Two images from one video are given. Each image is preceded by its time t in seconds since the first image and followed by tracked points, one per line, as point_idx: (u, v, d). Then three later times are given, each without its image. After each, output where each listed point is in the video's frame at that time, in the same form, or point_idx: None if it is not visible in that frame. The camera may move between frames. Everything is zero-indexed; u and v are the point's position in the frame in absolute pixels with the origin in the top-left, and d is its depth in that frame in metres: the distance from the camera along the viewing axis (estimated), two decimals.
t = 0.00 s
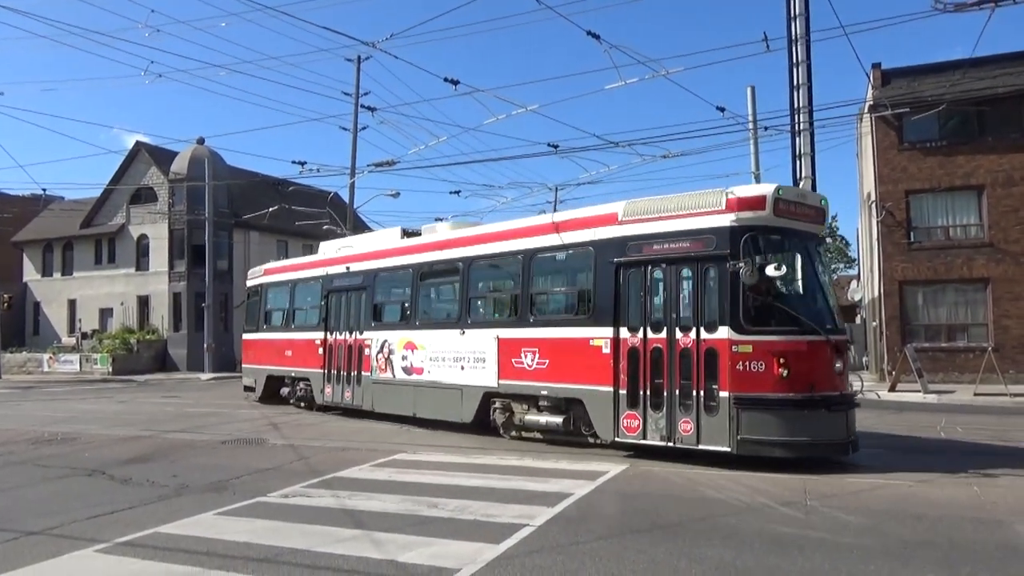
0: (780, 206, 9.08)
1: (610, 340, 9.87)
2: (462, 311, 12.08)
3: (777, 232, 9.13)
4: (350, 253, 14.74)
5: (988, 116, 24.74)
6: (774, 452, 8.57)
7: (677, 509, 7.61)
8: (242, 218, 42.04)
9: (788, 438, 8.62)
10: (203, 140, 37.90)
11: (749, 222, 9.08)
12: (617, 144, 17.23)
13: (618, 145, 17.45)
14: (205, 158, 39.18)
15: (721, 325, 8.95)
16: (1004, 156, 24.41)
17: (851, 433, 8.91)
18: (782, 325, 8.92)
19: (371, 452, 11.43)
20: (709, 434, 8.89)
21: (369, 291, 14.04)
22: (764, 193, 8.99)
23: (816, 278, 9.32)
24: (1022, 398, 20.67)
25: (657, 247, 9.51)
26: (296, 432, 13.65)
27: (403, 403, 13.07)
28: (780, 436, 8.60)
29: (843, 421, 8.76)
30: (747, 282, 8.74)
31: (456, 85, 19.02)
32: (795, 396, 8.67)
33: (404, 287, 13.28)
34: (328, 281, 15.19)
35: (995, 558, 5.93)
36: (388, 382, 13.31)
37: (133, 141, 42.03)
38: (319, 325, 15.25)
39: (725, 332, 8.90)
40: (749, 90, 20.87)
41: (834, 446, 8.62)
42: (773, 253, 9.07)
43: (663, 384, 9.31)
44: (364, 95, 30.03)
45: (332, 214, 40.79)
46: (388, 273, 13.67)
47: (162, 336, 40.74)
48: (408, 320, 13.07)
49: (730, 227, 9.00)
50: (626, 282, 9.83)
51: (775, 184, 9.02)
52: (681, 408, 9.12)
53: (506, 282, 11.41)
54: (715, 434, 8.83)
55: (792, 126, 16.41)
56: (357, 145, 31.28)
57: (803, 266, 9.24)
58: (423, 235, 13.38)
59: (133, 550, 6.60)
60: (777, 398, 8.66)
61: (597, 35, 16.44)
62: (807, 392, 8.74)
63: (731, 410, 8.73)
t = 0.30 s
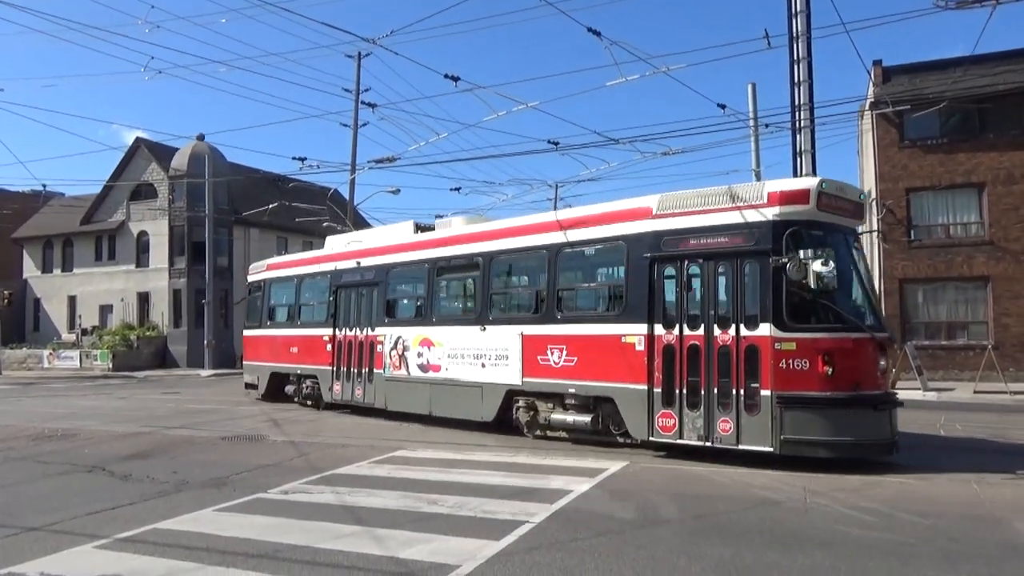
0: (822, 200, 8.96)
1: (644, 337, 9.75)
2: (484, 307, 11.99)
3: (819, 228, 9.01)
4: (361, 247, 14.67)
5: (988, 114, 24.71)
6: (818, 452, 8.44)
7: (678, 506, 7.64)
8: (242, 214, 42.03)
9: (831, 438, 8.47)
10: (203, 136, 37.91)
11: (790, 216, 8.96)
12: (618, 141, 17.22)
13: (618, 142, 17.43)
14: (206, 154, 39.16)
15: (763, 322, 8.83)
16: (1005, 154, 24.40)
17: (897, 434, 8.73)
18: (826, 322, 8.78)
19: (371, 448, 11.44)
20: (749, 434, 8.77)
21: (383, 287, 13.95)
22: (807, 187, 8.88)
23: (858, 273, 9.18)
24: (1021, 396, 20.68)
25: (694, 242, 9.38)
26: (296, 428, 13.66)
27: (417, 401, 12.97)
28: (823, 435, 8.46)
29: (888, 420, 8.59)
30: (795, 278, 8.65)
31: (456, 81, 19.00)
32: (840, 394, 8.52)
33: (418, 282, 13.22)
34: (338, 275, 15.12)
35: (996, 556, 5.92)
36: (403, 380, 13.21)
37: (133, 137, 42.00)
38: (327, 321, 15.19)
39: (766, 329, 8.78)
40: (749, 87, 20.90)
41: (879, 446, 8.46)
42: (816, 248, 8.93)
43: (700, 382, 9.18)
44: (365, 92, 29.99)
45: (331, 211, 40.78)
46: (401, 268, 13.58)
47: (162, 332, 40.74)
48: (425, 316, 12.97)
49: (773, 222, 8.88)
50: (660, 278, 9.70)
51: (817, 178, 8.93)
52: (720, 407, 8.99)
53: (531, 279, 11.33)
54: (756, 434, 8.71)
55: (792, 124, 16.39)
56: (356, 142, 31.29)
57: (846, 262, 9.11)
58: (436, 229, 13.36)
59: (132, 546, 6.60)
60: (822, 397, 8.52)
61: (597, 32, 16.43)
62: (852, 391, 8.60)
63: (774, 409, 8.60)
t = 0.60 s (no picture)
0: (867, 193, 8.81)
1: (679, 333, 9.55)
2: (506, 304, 11.78)
3: (860, 222, 8.87)
4: (371, 242, 14.41)
5: (989, 110, 24.69)
6: (865, 452, 8.26)
7: (679, 502, 7.64)
8: (242, 211, 42.01)
9: (878, 438, 8.30)
10: (203, 132, 37.90)
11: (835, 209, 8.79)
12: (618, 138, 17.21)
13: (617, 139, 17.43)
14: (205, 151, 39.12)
15: (806, 319, 8.65)
16: (1005, 150, 24.40)
17: (941, 433, 8.58)
18: (871, 318, 8.61)
19: (372, 445, 11.43)
20: (792, 433, 8.57)
21: (396, 282, 13.70)
22: (851, 179, 8.72)
23: (901, 270, 9.02)
24: (1021, 393, 20.71)
25: (731, 236, 9.18)
26: (296, 425, 13.65)
27: (433, 399, 12.80)
28: (869, 435, 8.29)
29: (934, 419, 8.44)
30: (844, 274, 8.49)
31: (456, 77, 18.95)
32: (887, 392, 8.34)
33: (432, 278, 13.02)
34: (347, 270, 14.88)
35: (997, 551, 5.93)
36: (419, 378, 13.01)
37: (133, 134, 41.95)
38: (335, 318, 14.96)
39: (810, 325, 8.60)
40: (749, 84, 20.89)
41: (925, 445, 8.30)
42: (860, 243, 8.78)
43: (739, 380, 8.97)
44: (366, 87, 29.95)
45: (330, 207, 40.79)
46: (416, 263, 13.36)
47: (162, 328, 40.71)
48: (444, 313, 12.76)
49: (816, 215, 8.72)
50: (695, 273, 9.50)
51: (862, 170, 8.78)
52: (761, 405, 8.79)
53: (556, 275, 11.13)
54: (799, 433, 8.52)
55: (792, 121, 16.41)
56: (356, 138, 31.27)
57: (890, 257, 8.95)
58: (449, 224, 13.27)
59: (133, 542, 6.60)
60: (869, 394, 8.33)
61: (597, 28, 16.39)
62: (899, 388, 8.42)
63: (820, 408, 8.42)
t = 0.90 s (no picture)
0: (915, 185, 8.59)
1: (717, 330, 9.36)
2: (529, 299, 11.54)
3: (905, 214, 8.61)
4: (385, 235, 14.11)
5: (991, 106, 24.63)
6: (913, 452, 8.11)
7: (678, 498, 7.64)
8: (243, 206, 41.99)
9: (926, 437, 8.13)
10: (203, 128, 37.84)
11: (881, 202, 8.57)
12: (619, 134, 17.19)
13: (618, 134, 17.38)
14: (206, 146, 39.10)
15: (853, 315, 8.45)
16: (1006, 147, 24.35)
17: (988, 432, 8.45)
18: (920, 314, 8.41)
19: (373, 441, 11.43)
20: (838, 432, 8.38)
21: (411, 277, 13.43)
22: (900, 171, 8.48)
23: (946, 264, 8.86)
24: (1021, 390, 20.72)
25: (773, 229, 9.01)
26: (297, 421, 13.65)
27: (450, 397, 12.59)
28: (919, 434, 8.12)
29: (982, 418, 8.30)
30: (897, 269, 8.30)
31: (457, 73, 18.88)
32: (937, 390, 8.17)
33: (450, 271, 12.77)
34: (358, 265, 14.60)
35: (997, 548, 5.93)
36: (436, 375, 12.79)
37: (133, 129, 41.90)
38: (345, 313, 14.68)
39: (857, 322, 8.40)
40: (750, 80, 20.84)
41: (974, 445, 8.15)
42: (908, 237, 8.60)
43: (781, 377, 8.78)
44: (366, 82, 29.84)
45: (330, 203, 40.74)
46: (433, 258, 13.09)
47: (162, 324, 40.73)
48: (464, 310, 12.50)
49: (864, 208, 8.51)
50: (734, 267, 9.32)
51: (910, 163, 8.54)
52: (805, 403, 8.59)
53: (585, 270, 10.87)
54: (846, 432, 8.32)
55: (794, 117, 16.36)
56: (356, 134, 31.21)
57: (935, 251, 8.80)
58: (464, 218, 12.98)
59: (133, 538, 6.61)
60: (918, 392, 8.16)
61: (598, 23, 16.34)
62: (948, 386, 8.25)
63: (867, 407, 8.23)
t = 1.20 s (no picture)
0: (961, 180, 8.44)
1: (755, 328, 9.15)
2: (554, 295, 11.24)
3: (952, 210, 8.42)
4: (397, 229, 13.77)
5: (991, 104, 24.59)
6: (963, 453, 7.94)
7: (677, 495, 7.64)
8: (242, 203, 41.97)
9: (976, 438, 7.96)
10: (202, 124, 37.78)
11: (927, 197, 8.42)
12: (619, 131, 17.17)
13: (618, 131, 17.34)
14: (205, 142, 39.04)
15: (899, 313, 8.32)
16: (1007, 145, 24.31)
17: None
18: (968, 313, 8.24)
19: (372, 437, 11.43)
20: (883, 433, 8.24)
21: (426, 273, 13.08)
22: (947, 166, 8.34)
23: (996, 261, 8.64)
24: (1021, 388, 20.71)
25: (815, 225, 8.85)
26: (296, 417, 13.66)
27: (467, 396, 12.30)
28: (968, 435, 7.95)
29: None
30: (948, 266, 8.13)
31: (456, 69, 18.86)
32: (988, 390, 7.98)
33: (468, 266, 12.44)
34: (368, 260, 14.27)
35: (995, 546, 5.94)
36: (454, 373, 12.46)
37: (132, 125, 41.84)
38: (355, 310, 14.33)
39: (904, 320, 8.27)
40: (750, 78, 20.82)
41: None
42: (957, 234, 8.42)
43: (824, 376, 8.62)
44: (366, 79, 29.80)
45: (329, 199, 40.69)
46: (447, 253, 12.79)
47: (161, 321, 40.70)
48: (483, 307, 12.19)
49: (910, 204, 8.36)
50: (774, 263, 9.14)
51: (954, 158, 8.43)
52: (848, 403, 8.43)
53: (614, 270, 10.60)
54: (892, 433, 8.18)
55: (794, 115, 16.34)
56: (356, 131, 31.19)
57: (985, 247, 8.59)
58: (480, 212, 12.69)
59: (133, 534, 6.60)
60: (968, 393, 7.98)
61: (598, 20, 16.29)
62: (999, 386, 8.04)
63: (915, 407, 8.09)
